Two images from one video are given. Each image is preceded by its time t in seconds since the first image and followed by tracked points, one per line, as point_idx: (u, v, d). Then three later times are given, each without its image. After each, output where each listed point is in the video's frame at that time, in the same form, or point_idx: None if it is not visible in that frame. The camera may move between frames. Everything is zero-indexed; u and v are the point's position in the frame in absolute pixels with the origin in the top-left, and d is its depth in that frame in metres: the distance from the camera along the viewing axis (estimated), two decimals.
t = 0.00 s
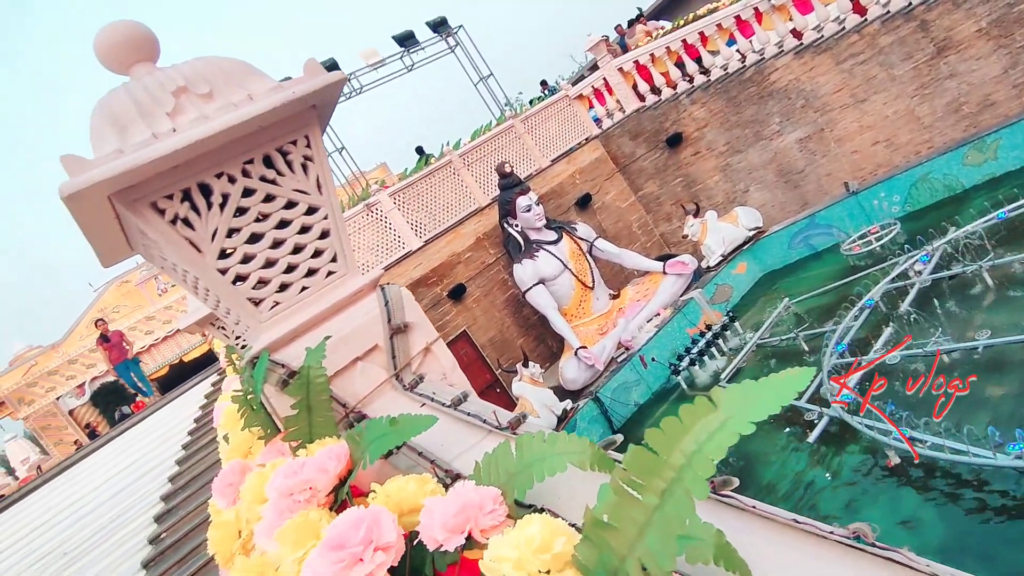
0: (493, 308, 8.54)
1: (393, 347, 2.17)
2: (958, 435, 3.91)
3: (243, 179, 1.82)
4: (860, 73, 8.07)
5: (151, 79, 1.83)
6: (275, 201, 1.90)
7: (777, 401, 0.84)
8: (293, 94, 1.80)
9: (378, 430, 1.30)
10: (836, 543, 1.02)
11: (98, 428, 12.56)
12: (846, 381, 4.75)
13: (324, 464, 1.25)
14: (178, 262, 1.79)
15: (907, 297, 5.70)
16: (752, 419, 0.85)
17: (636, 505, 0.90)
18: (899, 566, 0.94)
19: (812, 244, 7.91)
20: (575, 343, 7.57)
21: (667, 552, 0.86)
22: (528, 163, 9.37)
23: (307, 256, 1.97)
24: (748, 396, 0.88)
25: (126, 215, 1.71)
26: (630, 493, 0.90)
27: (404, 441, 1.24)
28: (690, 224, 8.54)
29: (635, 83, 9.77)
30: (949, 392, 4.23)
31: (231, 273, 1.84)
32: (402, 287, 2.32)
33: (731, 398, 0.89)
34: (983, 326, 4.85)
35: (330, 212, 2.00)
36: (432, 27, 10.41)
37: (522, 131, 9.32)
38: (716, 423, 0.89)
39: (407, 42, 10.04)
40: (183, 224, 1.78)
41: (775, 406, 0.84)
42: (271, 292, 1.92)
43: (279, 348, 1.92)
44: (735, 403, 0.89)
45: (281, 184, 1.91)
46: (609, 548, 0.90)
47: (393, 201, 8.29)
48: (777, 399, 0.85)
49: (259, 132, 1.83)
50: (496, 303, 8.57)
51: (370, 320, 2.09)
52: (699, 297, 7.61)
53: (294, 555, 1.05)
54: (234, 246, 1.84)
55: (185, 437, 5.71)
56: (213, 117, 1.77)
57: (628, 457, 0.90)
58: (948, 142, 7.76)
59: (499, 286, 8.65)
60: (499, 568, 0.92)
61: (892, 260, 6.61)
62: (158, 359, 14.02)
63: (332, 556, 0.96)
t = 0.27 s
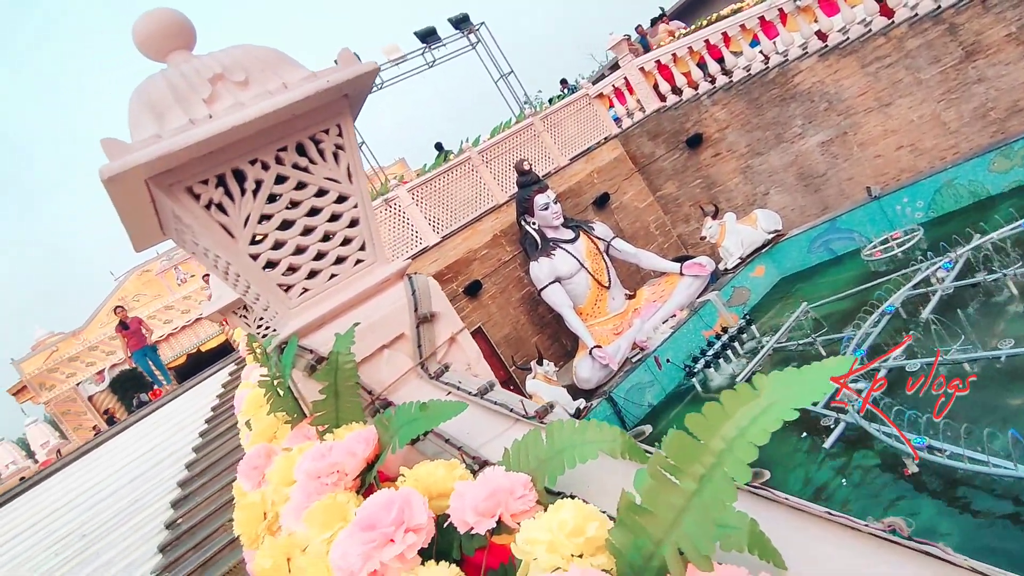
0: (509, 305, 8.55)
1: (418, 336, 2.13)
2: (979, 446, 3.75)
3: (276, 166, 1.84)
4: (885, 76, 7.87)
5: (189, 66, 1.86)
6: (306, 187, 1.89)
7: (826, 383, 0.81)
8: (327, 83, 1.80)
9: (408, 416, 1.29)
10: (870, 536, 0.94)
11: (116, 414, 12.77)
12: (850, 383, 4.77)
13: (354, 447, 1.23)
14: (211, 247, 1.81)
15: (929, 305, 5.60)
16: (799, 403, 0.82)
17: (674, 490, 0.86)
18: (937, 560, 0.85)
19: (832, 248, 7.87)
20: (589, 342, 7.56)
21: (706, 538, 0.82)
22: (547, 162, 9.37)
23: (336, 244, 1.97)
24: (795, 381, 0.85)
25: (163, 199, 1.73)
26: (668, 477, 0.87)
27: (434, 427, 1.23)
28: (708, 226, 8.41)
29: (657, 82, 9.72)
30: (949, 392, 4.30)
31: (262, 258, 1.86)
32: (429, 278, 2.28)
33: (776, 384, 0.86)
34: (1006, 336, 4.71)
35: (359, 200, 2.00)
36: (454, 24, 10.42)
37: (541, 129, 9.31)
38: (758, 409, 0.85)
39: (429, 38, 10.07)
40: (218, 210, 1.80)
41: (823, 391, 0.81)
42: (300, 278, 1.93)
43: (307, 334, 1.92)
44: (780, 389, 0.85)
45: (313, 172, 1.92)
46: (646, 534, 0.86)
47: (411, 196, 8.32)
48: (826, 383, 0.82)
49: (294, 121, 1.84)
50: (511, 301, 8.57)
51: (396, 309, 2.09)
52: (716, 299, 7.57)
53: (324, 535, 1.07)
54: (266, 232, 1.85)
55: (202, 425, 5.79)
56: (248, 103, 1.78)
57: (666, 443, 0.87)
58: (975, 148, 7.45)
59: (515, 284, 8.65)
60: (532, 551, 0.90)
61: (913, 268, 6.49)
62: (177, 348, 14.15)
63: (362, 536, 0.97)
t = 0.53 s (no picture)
0: (524, 303, 8.54)
1: (445, 326, 2.06)
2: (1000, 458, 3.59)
3: (308, 154, 1.79)
4: (912, 81, 7.68)
5: (225, 54, 1.82)
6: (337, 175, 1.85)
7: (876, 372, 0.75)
8: (360, 72, 1.76)
9: (437, 403, 1.21)
10: (907, 534, 0.84)
11: (134, 401, 12.97)
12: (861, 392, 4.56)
13: (381, 432, 1.16)
14: (242, 233, 1.77)
15: (952, 314, 5.49)
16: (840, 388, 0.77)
17: (711, 478, 0.78)
18: (976, 559, 0.77)
19: (852, 254, 7.68)
20: (604, 342, 7.54)
21: (746, 526, 0.73)
22: (566, 161, 9.33)
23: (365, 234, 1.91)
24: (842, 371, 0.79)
25: (197, 182, 1.70)
26: (705, 464, 0.78)
27: (462, 415, 1.15)
28: (728, 228, 8.32)
29: (679, 83, 9.65)
30: (948, 392, 4.21)
31: (292, 245, 1.80)
32: (455, 267, 2.16)
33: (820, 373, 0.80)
34: None
35: (389, 190, 1.94)
36: (476, 21, 10.43)
37: (561, 128, 9.30)
38: (802, 399, 0.78)
39: (451, 35, 10.08)
40: (250, 195, 1.76)
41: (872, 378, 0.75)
42: (328, 266, 1.87)
43: (335, 323, 1.86)
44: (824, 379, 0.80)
45: (344, 161, 1.87)
46: (679, 522, 0.77)
47: (430, 192, 8.36)
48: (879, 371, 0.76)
49: (327, 109, 1.80)
50: (527, 299, 8.56)
51: (423, 301, 2.02)
52: (733, 302, 7.54)
53: (348, 520, 0.99)
54: (296, 218, 1.80)
55: (217, 414, 5.83)
56: (282, 91, 1.75)
57: (705, 430, 0.79)
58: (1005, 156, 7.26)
59: (530, 282, 8.64)
60: (562, 538, 0.80)
61: (934, 275, 6.39)
62: (195, 337, 14.32)
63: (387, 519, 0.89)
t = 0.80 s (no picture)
0: (539, 301, 8.54)
1: (468, 319, 2.06)
2: None
3: (338, 143, 1.79)
4: (939, 87, 7.51)
5: (258, 42, 1.83)
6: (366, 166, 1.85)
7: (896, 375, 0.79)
8: (392, 63, 1.76)
9: (461, 392, 1.20)
10: (938, 536, 0.83)
11: (151, 387, 13.15)
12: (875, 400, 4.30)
13: (405, 419, 1.14)
14: (271, 220, 1.76)
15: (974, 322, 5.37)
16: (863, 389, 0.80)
17: (742, 471, 0.76)
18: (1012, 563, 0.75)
19: (873, 261, 7.54)
20: (618, 343, 7.49)
21: (780, 518, 0.71)
22: (585, 160, 9.31)
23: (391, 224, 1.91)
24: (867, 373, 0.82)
25: (228, 168, 1.70)
26: (736, 458, 0.77)
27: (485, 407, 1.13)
28: (746, 231, 8.32)
29: (701, 84, 9.56)
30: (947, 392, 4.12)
31: (320, 234, 1.80)
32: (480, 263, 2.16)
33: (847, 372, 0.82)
34: None
35: (415, 182, 1.93)
36: (498, 18, 10.43)
37: (580, 127, 9.29)
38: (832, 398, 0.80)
39: (473, 32, 10.09)
40: (279, 183, 1.76)
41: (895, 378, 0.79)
42: (355, 255, 1.87)
43: (360, 312, 1.85)
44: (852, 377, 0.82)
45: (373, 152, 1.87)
46: (707, 515, 0.75)
47: (448, 187, 8.39)
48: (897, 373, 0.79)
49: (357, 100, 1.79)
50: (542, 297, 8.55)
51: (445, 293, 2.00)
52: (750, 305, 7.38)
53: (372, 506, 0.95)
54: (324, 207, 1.80)
55: (233, 402, 5.90)
56: (314, 80, 1.76)
57: (734, 426, 0.79)
58: None
59: (546, 280, 8.64)
60: (589, 528, 0.79)
61: (956, 283, 6.25)
62: (212, 326, 14.45)
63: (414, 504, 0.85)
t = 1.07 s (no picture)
0: (556, 300, 8.51)
1: (496, 310, 2.03)
2: None
3: (372, 131, 1.78)
4: (971, 94, 7.33)
5: (298, 29, 1.84)
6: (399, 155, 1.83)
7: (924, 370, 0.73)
8: (429, 53, 1.75)
9: (492, 380, 1.10)
10: (980, 537, 0.82)
11: (171, 372, 13.35)
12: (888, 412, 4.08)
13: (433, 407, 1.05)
14: (305, 204, 1.75)
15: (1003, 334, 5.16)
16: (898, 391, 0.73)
17: (785, 464, 0.74)
18: None
19: (897, 270, 7.33)
20: (635, 344, 7.45)
21: (818, 510, 0.70)
22: (607, 160, 9.25)
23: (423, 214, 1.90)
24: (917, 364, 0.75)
25: (265, 153, 1.70)
26: (778, 452, 0.75)
27: (516, 396, 1.04)
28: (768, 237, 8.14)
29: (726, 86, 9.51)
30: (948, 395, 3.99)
31: (352, 221, 1.78)
32: (510, 255, 2.12)
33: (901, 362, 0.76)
34: None
35: (446, 171, 1.92)
36: (525, 16, 10.42)
37: (603, 126, 9.25)
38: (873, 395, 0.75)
39: (499, 28, 10.09)
40: (314, 169, 1.75)
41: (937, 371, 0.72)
42: (385, 243, 1.85)
43: (389, 299, 1.84)
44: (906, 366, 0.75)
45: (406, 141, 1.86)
46: (747, 508, 0.73)
47: (469, 183, 8.40)
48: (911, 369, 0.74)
49: (391, 89, 1.78)
50: (559, 296, 8.52)
51: (473, 284, 1.97)
52: (770, 311, 7.24)
53: (399, 491, 0.87)
54: (357, 194, 1.79)
55: (251, 389, 5.96)
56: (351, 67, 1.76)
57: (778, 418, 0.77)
58: None
59: (564, 279, 8.61)
60: (622, 516, 0.72)
61: (985, 295, 6.07)
62: (232, 314, 14.62)
63: (446, 491, 0.79)
